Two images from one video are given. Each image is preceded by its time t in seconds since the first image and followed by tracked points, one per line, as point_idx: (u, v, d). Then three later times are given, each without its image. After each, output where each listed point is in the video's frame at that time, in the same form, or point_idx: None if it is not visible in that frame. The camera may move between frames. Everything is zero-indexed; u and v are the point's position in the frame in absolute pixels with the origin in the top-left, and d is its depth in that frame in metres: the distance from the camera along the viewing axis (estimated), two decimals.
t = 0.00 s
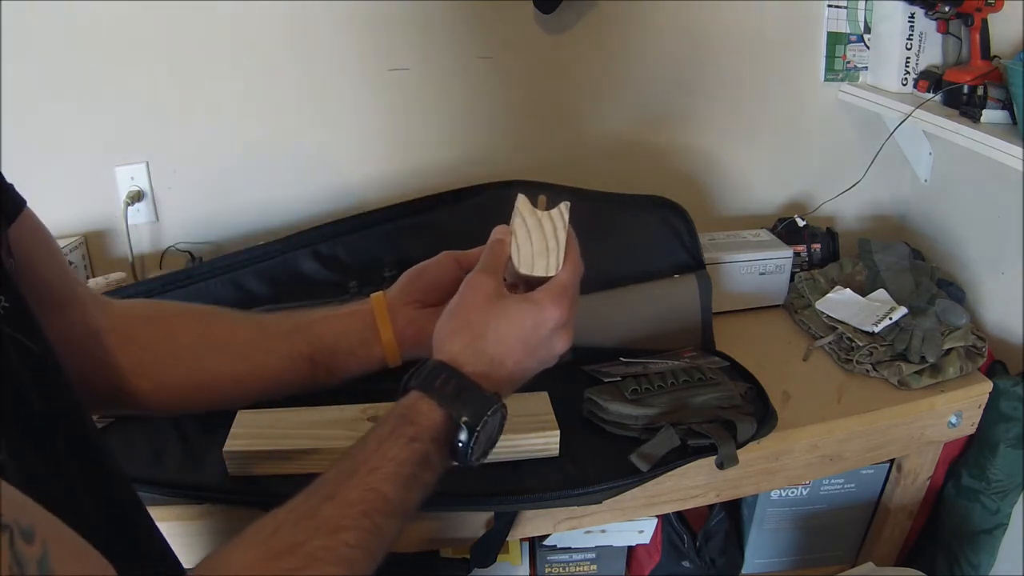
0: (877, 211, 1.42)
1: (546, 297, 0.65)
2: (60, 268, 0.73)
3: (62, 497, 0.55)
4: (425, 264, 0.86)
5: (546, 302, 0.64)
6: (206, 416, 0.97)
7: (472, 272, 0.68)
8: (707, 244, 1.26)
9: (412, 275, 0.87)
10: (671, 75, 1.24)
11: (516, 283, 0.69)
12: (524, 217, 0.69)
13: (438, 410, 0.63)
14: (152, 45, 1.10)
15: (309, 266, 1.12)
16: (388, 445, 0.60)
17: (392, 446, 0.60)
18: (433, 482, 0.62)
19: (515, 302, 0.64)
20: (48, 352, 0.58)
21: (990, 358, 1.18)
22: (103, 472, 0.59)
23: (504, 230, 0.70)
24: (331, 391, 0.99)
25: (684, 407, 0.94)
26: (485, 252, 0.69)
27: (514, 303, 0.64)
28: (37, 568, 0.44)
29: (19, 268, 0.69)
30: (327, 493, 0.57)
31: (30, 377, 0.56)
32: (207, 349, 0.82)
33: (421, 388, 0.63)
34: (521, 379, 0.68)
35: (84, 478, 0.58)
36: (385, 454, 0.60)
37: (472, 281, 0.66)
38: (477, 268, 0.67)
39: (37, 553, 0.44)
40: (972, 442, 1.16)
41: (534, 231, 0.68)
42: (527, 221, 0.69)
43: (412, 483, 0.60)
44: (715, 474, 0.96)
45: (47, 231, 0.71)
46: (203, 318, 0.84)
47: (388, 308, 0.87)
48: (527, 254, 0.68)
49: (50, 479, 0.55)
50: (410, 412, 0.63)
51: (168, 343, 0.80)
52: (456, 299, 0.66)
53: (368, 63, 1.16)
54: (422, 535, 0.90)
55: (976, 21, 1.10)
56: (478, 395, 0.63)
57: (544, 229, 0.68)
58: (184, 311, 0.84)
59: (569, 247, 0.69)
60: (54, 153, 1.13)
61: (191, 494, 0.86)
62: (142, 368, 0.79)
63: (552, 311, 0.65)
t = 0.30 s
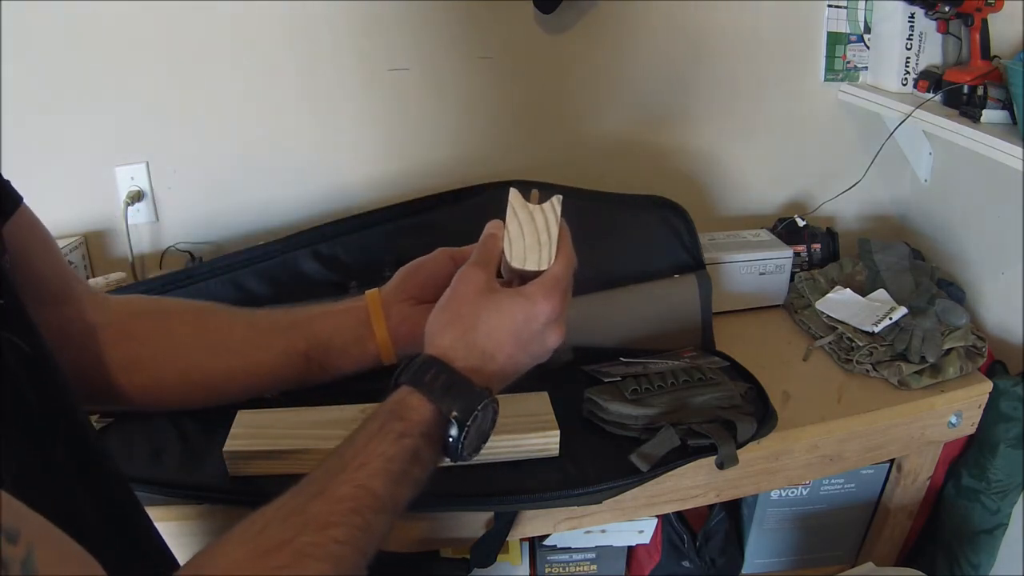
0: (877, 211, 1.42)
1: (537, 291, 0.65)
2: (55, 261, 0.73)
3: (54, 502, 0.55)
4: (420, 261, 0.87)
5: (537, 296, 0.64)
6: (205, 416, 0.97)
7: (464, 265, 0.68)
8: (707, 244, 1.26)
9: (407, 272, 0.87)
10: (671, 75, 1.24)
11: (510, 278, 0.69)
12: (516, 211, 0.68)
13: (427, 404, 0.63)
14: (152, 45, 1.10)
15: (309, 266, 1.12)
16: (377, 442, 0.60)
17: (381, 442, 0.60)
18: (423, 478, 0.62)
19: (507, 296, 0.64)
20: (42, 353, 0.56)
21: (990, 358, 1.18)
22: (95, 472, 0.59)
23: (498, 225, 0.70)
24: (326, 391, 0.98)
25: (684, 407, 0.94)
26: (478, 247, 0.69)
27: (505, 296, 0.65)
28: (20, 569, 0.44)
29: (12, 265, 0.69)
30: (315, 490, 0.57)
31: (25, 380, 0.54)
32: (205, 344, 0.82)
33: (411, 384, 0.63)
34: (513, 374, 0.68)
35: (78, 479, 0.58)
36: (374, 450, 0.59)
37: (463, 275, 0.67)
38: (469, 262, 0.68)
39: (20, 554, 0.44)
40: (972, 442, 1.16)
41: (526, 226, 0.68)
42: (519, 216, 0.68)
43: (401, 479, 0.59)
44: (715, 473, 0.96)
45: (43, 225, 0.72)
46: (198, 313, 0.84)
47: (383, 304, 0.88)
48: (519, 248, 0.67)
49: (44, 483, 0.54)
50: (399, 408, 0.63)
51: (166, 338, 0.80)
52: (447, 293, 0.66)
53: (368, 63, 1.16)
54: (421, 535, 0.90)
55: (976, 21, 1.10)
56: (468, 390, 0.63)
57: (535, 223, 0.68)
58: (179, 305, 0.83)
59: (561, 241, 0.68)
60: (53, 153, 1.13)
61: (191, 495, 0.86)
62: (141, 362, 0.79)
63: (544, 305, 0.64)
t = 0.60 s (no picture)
0: (877, 211, 1.42)
1: (534, 293, 0.64)
2: (52, 259, 0.73)
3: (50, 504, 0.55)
4: (419, 261, 0.86)
5: (534, 298, 0.64)
6: (204, 416, 0.97)
7: (460, 266, 0.68)
8: (707, 244, 1.26)
9: (405, 272, 0.86)
10: (671, 75, 1.24)
11: (509, 280, 0.68)
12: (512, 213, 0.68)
13: (420, 408, 0.63)
14: (152, 45, 1.10)
15: (309, 266, 1.12)
16: (369, 446, 0.60)
17: (374, 447, 0.60)
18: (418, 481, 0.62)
19: (503, 298, 0.64)
20: (39, 355, 0.56)
21: (990, 359, 1.18)
22: (93, 476, 0.58)
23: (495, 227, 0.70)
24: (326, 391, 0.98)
25: (684, 407, 0.94)
26: (474, 248, 0.69)
27: (500, 299, 0.64)
28: None
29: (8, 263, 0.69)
30: (307, 495, 0.57)
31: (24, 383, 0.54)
32: (203, 344, 0.82)
33: (405, 388, 0.63)
34: (509, 376, 0.68)
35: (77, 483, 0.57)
36: (367, 454, 0.59)
37: (458, 277, 0.66)
38: (465, 263, 0.68)
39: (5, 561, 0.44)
40: (972, 442, 1.16)
41: (522, 227, 0.68)
42: (515, 218, 0.68)
43: (394, 483, 0.59)
44: (715, 474, 0.96)
45: (40, 224, 0.72)
46: (195, 313, 0.84)
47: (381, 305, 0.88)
48: (516, 250, 0.67)
49: (42, 485, 0.54)
50: (392, 412, 0.62)
51: (164, 338, 0.80)
52: (442, 295, 0.66)
53: (368, 62, 1.16)
54: (421, 535, 0.90)
55: (976, 21, 1.10)
56: (463, 393, 0.63)
57: (532, 225, 0.68)
58: (176, 306, 0.83)
59: (558, 242, 0.68)
60: (53, 153, 1.13)
61: (191, 496, 0.86)
62: (138, 362, 0.79)
63: (540, 307, 0.64)
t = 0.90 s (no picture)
0: (878, 211, 1.42)
1: (530, 296, 0.64)
2: (51, 261, 0.74)
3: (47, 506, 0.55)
4: (415, 264, 0.88)
5: (530, 301, 0.63)
6: (204, 416, 0.97)
7: (456, 269, 0.68)
8: (707, 244, 1.26)
9: (402, 275, 0.88)
10: (670, 77, 1.24)
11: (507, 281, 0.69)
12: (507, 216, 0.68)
13: (415, 412, 0.62)
14: (152, 46, 1.10)
15: (308, 266, 1.12)
16: (364, 451, 0.60)
17: (369, 452, 0.60)
18: (411, 486, 0.62)
19: (498, 301, 0.64)
20: (34, 356, 0.56)
21: (990, 359, 1.17)
22: (93, 480, 0.59)
23: (491, 229, 0.70)
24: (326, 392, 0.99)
25: (685, 407, 0.94)
26: (470, 251, 0.69)
27: (496, 303, 0.64)
28: None
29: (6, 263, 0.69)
30: (301, 498, 0.57)
31: (19, 385, 0.54)
32: (201, 344, 0.82)
33: (400, 392, 0.63)
34: (505, 380, 0.68)
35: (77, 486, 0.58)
36: (361, 458, 0.59)
37: (453, 278, 0.66)
38: (461, 266, 0.67)
39: None
40: (973, 442, 1.16)
41: (518, 230, 0.68)
42: (507, 222, 0.68)
43: (387, 487, 0.59)
44: (715, 474, 0.95)
45: (39, 227, 0.72)
46: (193, 315, 0.84)
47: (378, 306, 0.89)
48: (513, 252, 0.67)
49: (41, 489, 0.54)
50: (388, 416, 0.62)
51: (162, 338, 0.80)
52: (437, 298, 0.66)
53: (367, 63, 1.16)
54: (421, 535, 0.91)
55: (976, 21, 1.10)
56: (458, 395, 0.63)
57: (527, 228, 0.68)
58: (174, 308, 0.83)
59: (554, 244, 0.68)
60: (53, 154, 1.13)
61: (192, 497, 0.85)
62: (136, 361, 0.79)
63: (536, 310, 0.63)
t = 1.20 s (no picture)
0: (878, 211, 1.42)
1: (528, 299, 0.65)
2: (51, 262, 0.74)
3: (43, 507, 0.55)
4: (414, 266, 0.88)
5: (528, 304, 0.64)
6: (204, 417, 0.97)
7: (453, 272, 0.68)
8: (707, 244, 1.26)
9: (401, 277, 0.89)
10: (670, 77, 1.24)
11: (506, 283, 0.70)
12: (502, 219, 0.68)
13: (411, 416, 0.62)
14: (151, 45, 1.10)
15: (308, 266, 1.12)
16: (359, 455, 0.60)
17: (364, 456, 0.60)
18: (408, 488, 0.62)
19: (496, 304, 0.64)
20: (32, 355, 0.55)
21: (989, 359, 1.17)
22: (92, 480, 0.58)
23: (488, 231, 0.71)
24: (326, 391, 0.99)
25: (685, 407, 0.94)
26: (468, 253, 0.69)
27: (494, 306, 0.65)
28: None
29: (5, 263, 0.69)
30: (299, 500, 0.57)
31: (17, 385, 0.53)
32: (202, 344, 0.82)
33: (396, 397, 0.63)
34: (503, 383, 0.68)
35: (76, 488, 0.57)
36: (357, 461, 0.59)
37: (451, 281, 0.67)
38: (459, 269, 0.68)
39: None
40: (973, 442, 1.16)
41: (516, 232, 0.68)
42: (505, 224, 0.68)
43: (384, 489, 0.59)
44: (715, 473, 0.95)
45: (39, 227, 0.72)
46: (192, 317, 0.84)
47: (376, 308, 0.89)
48: (512, 255, 0.68)
49: (39, 490, 0.54)
50: (384, 419, 0.62)
51: (163, 337, 0.81)
52: (435, 301, 0.66)
53: (367, 63, 1.16)
54: (421, 535, 0.91)
55: (976, 21, 1.10)
56: (456, 398, 0.63)
57: (525, 230, 0.68)
58: (173, 309, 0.83)
59: (552, 247, 0.69)
60: (52, 153, 1.13)
61: (191, 497, 0.85)
62: (136, 361, 0.79)
63: (533, 313, 0.64)
